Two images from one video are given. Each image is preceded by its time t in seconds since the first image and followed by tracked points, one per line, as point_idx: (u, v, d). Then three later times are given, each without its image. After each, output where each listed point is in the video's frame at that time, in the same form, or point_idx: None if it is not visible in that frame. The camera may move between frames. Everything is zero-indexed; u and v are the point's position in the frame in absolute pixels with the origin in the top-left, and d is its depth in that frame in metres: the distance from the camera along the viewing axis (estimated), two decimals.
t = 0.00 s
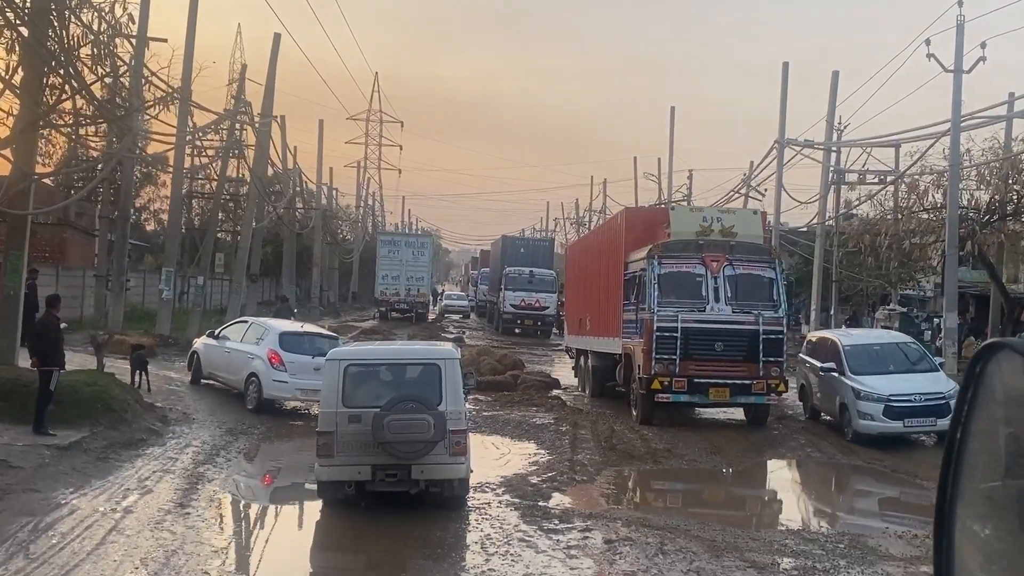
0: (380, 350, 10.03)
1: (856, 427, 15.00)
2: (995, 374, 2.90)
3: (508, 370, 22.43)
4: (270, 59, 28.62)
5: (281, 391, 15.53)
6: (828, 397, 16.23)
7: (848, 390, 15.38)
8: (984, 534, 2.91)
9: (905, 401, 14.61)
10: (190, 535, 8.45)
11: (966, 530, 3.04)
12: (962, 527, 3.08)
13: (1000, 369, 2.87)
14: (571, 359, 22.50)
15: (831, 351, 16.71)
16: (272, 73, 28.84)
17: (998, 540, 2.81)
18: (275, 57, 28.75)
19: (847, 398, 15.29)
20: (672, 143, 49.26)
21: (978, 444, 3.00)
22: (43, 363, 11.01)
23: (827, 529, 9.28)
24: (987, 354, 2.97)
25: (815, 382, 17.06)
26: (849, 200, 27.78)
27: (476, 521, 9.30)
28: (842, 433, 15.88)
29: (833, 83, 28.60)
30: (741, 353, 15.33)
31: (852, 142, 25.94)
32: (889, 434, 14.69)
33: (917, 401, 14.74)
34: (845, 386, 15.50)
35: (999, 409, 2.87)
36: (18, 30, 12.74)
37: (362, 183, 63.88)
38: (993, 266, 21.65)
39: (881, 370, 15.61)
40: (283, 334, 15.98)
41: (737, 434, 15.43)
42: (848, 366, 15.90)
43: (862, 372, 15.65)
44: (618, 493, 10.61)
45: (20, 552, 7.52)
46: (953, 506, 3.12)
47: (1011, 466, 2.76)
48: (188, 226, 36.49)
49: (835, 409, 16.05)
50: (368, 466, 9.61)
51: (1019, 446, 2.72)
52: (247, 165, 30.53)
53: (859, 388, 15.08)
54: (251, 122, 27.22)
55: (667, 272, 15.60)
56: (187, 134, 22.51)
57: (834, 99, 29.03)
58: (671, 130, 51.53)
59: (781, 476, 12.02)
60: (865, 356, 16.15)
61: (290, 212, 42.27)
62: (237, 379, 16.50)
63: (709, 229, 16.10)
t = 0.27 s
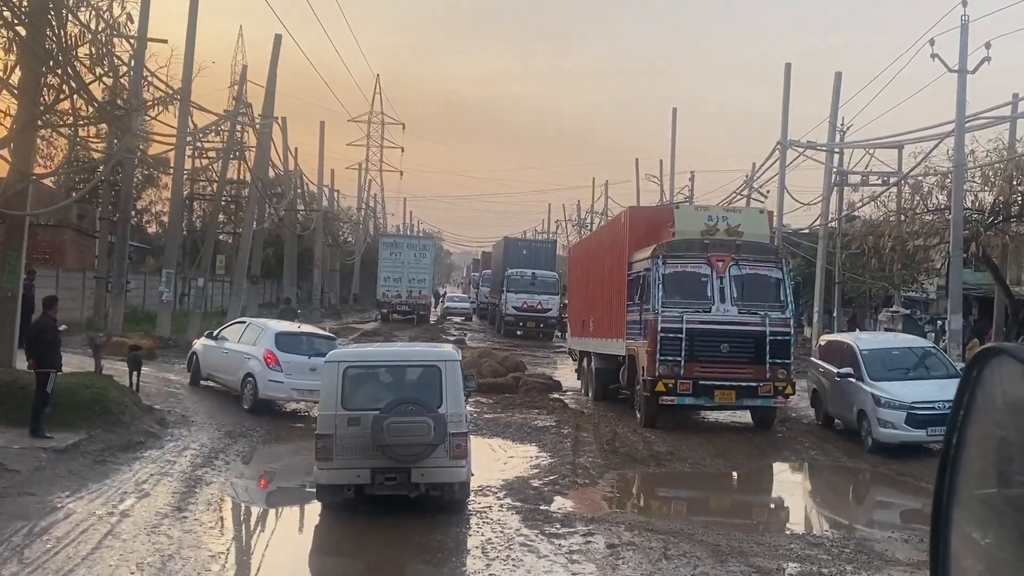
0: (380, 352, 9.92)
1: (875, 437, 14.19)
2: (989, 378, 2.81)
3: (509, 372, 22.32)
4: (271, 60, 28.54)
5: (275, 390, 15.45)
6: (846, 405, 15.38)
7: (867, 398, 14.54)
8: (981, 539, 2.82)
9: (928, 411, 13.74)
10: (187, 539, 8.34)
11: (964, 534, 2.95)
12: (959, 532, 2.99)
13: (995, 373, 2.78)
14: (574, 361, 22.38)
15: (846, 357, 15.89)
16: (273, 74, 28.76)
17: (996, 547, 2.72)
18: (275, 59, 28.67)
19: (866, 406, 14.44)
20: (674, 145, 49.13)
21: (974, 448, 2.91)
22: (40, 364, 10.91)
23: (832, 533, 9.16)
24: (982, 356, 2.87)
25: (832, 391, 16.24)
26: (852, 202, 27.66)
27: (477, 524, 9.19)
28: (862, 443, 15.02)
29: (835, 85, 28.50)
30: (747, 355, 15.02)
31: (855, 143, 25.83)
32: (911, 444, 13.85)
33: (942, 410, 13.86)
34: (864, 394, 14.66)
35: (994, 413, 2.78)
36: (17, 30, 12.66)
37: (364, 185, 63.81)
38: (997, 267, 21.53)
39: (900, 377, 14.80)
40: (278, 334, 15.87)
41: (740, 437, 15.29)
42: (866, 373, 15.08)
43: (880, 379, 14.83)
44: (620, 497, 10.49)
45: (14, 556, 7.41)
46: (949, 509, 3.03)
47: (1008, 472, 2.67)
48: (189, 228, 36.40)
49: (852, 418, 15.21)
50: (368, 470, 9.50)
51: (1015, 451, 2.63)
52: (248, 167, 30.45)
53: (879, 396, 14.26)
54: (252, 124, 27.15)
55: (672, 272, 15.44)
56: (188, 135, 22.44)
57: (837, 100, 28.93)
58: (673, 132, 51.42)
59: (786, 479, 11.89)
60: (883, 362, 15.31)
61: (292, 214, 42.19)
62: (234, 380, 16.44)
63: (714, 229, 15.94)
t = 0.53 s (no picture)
0: (383, 354, 9.83)
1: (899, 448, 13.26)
2: (992, 393, 2.78)
3: (512, 374, 22.21)
4: (273, 61, 28.48)
5: (272, 391, 15.39)
6: (867, 413, 14.42)
7: (890, 406, 13.56)
8: (983, 551, 2.76)
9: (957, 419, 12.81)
10: (186, 544, 8.24)
11: (966, 553, 2.88)
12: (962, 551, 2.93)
13: (994, 387, 2.76)
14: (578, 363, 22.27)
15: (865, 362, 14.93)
16: (276, 76, 28.69)
17: (998, 559, 2.66)
18: (278, 60, 28.60)
19: (890, 415, 13.49)
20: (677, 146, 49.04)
21: (977, 464, 2.87)
22: (39, 367, 10.81)
23: (839, 538, 9.03)
24: (982, 375, 2.85)
25: (850, 398, 15.29)
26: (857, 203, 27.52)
27: (479, 529, 9.09)
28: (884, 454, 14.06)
29: (840, 85, 28.36)
30: (757, 357, 14.76)
31: (860, 144, 25.71)
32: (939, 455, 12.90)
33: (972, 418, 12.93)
34: (887, 402, 13.71)
35: (995, 427, 2.75)
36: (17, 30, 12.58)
37: (367, 187, 63.78)
38: (1004, 268, 21.37)
39: (925, 384, 13.82)
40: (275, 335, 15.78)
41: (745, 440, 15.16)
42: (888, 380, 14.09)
43: (903, 386, 13.85)
44: (625, 501, 10.38)
45: (11, 562, 7.30)
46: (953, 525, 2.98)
47: (1008, 483, 2.63)
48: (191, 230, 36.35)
49: (875, 429, 14.24)
50: (370, 473, 9.42)
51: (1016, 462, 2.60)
52: (251, 169, 30.39)
53: (904, 404, 13.29)
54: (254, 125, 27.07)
55: (681, 273, 15.00)
56: (190, 137, 22.37)
57: (841, 101, 28.79)
58: (677, 134, 51.34)
59: (793, 483, 11.76)
60: (905, 367, 14.36)
61: (295, 216, 42.14)
62: (234, 381, 16.41)
63: (724, 228, 15.66)
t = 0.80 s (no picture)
0: (386, 353, 9.67)
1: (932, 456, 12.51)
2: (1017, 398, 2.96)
3: (518, 375, 22.07)
4: (276, 61, 28.37)
5: (271, 390, 15.34)
6: (896, 420, 13.67)
7: (921, 411, 12.82)
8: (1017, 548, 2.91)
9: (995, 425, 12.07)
10: (187, 547, 8.10)
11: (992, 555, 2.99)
12: (990, 562, 3.03)
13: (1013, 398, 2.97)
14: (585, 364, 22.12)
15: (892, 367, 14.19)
16: (279, 76, 28.59)
17: None
18: (281, 60, 28.50)
19: (922, 421, 12.74)
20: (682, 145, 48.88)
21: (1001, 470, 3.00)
22: (39, 368, 10.69)
23: (851, 539, 8.86)
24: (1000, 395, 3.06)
25: (876, 404, 14.54)
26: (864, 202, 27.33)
27: (485, 530, 8.94)
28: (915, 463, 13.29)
29: (847, 83, 28.17)
30: (770, 357, 14.46)
31: (867, 142, 25.53)
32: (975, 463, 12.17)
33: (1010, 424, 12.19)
34: (918, 407, 12.97)
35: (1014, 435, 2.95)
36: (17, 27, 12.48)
37: (371, 188, 63.72)
38: (1014, 266, 21.17)
39: (955, 388, 13.09)
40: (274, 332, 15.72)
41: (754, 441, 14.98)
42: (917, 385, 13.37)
43: (934, 391, 13.12)
44: (633, 502, 10.22)
45: (8, 566, 7.17)
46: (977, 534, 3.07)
47: None
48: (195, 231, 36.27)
49: (903, 436, 13.52)
50: (373, 474, 9.28)
51: None
52: (254, 170, 30.28)
53: (935, 410, 12.58)
54: (257, 125, 26.96)
55: (691, 270, 14.76)
56: (193, 137, 22.27)
57: (848, 99, 28.60)
58: (682, 133, 51.17)
59: (804, 484, 11.58)
60: (935, 372, 13.62)
61: (299, 217, 42.05)
62: (234, 380, 16.37)
63: (735, 225, 15.52)
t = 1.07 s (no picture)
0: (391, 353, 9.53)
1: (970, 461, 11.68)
2: None
3: (525, 374, 21.93)
4: (282, 61, 28.28)
5: (271, 388, 15.39)
6: (929, 424, 12.81)
7: (957, 413, 11.99)
8: None
9: None
10: (190, 549, 7.97)
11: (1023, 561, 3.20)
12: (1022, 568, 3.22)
13: None
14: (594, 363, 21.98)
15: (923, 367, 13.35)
16: (284, 75, 28.47)
17: None
18: (286, 59, 28.39)
19: (959, 423, 11.91)
20: (689, 144, 48.70)
21: None
22: (42, 368, 10.58)
23: (866, 540, 8.68)
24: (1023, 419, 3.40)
25: (905, 407, 13.70)
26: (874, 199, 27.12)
27: (493, 532, 8.79)
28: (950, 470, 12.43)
29: (856, 80, 27.96)
30: (784, 356, 14.14)
31: (876, 138, 25.32)
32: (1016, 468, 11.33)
33: None
34: (953, 409, 12.14)
35: None
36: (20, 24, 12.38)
37: (377, 189, 63.65)
38: None
39: (994, 389, 12.25)
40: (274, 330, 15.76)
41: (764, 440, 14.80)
42: (952, 385, 12.49)
43: (970, 392, 12.23)
44: (643, 502, 10.07)
45: (7, 569, 7.04)
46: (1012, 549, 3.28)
47: None
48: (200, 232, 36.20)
49: (937, 441, 12.65)
50: (380, 475, 9.14)
51: None
52: (259, 169, 30.18)
53: (973, 411, 11.74)
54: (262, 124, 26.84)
55: (703, 267, 14.47)
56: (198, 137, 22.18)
57: (857, 96, 28.39)
58: (688, 132, 50.97)
59: (817, 484, 11.41)
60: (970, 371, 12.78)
61: (305, 218, 41.97)
62: (235, 377, 16.44)
63: (748, 220, 15.29)
